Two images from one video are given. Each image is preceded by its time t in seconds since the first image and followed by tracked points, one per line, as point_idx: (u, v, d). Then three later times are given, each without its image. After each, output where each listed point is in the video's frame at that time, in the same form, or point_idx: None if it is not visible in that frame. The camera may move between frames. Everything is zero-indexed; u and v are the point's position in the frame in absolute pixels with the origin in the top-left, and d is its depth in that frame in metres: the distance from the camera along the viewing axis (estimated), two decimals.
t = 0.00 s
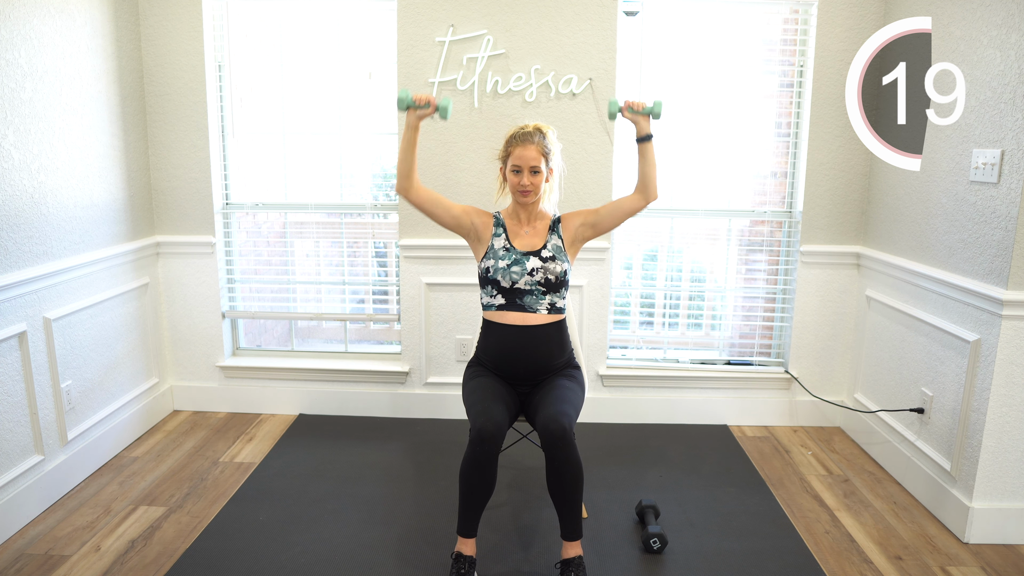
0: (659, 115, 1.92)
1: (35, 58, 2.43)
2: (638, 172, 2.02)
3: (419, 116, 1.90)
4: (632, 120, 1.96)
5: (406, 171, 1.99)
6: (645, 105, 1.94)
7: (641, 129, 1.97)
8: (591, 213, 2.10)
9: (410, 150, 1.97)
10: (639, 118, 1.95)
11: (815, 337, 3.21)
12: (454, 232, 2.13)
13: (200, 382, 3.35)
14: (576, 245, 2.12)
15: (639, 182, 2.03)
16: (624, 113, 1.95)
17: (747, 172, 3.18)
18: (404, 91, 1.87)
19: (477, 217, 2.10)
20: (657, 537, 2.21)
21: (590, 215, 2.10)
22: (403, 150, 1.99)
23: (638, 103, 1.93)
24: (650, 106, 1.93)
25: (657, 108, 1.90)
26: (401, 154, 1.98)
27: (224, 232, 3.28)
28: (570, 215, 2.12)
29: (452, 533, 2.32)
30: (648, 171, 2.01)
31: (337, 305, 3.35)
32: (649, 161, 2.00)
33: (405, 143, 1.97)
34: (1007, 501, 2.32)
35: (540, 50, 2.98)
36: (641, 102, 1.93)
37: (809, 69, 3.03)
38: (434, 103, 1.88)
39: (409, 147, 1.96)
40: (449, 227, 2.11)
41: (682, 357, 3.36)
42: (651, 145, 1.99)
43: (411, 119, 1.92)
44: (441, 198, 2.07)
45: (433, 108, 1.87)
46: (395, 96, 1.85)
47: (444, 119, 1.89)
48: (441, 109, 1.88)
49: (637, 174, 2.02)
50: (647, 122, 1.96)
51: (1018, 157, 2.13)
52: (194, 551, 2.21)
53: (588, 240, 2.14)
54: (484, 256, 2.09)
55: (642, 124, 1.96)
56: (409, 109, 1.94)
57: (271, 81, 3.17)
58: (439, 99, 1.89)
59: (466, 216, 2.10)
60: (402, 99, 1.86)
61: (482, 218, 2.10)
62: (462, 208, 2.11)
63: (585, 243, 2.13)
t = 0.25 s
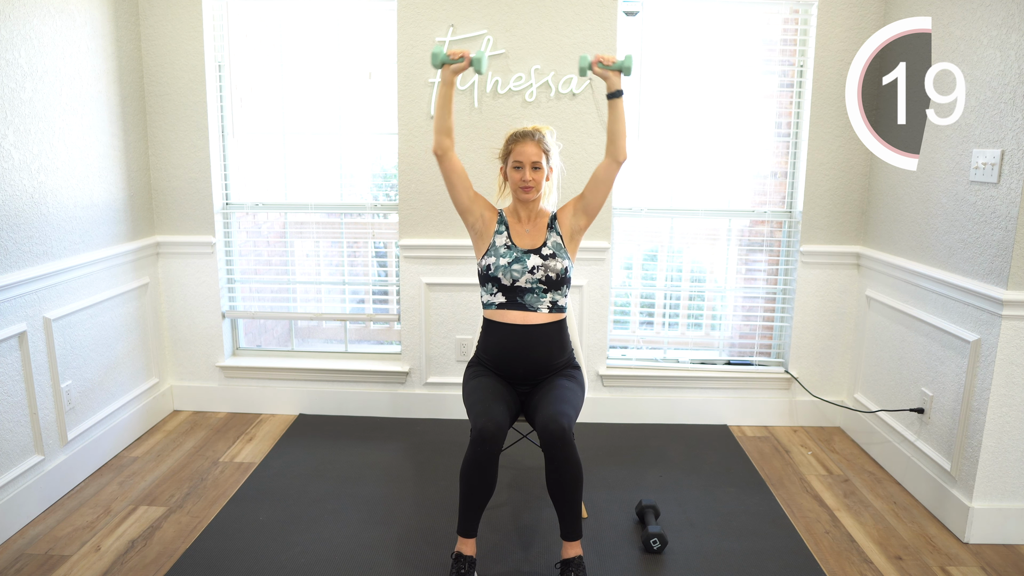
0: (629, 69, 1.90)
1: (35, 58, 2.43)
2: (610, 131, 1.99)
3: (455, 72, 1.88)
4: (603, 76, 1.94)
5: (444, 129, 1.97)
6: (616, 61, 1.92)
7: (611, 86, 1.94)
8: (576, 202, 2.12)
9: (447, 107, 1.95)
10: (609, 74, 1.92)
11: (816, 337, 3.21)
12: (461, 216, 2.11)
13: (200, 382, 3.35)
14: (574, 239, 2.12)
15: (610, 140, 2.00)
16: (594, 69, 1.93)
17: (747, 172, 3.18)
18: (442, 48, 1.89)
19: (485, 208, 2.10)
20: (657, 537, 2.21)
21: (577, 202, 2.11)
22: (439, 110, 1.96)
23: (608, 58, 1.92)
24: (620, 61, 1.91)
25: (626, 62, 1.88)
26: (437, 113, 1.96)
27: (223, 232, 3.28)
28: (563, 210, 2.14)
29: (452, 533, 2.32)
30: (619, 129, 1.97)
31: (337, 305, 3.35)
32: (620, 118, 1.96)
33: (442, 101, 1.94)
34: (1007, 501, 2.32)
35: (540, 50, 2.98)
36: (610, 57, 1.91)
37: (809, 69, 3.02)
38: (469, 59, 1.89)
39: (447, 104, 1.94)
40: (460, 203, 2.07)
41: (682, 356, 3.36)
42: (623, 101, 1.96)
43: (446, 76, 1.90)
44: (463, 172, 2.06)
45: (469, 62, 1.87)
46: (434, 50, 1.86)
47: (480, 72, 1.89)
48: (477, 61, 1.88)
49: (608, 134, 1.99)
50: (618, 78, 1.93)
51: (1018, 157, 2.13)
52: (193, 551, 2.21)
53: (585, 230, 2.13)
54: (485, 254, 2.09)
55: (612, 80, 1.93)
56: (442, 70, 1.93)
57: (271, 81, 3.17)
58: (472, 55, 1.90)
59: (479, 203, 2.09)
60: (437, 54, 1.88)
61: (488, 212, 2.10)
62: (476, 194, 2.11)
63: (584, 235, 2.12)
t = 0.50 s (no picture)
0: (598, 55, 1.93)
1: (35, 58, 2.43)
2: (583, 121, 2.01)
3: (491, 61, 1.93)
4: (573, 65, 1.97)
5: (474, 119, 1.99)
6: (584, 48, 1.96)
7: (582, 73, 1.97)
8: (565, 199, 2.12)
9: (478, 96, 1.97)
10: (580, 61, 1.95)
11: (815, 337, 3.22)
12: (466, 211, 2.10)
13: (200, 382, 3.35)
14: (572, 237, 2.13)
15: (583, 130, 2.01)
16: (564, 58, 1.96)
17: (747, 172, 3.18)
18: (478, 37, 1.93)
19: (490, 208, 2.11)
20: (657, 537, 2.21)
21: (568, 200, 2.12)
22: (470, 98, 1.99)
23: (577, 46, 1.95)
24: (588, 48, 1.94)
25: (595, 49, 1.91)
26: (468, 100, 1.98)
27: (223, 232, 3.28)
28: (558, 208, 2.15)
29: (452, 533, 2.31)
30: (592, 116, 1.99)
31: (337, 305, 3.35)
32: (592, 105, 1.98)
33: (474, 88, 1.97)
34: (1007, 501, 2.32)
35: (540, 50, 2.98)
36: (579, 45, 1.94)
37: (809, 69, 3.03)
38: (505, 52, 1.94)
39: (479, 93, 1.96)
40: (468, 197, 2.07)
41: (682, 356, 3.36)
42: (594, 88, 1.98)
43: (480, 64, 1.95)
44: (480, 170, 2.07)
45: (504, 54, 1.93)
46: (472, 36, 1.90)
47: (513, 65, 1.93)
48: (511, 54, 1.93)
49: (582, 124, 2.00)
50: (589, 65, 1.97)
51: (1018, 157, 2.13)
52: (193, 551, 2.21)
53: (582, 225, 2.13)
54: (484, 253, 2.09)
55: (583, 68, 1.96)
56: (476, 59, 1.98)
57: (271, 81, 3.17)
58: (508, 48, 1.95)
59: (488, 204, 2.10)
60: (472, 43, 1.91)
61: (490, 215, 2.10)
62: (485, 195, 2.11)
63: (582, 229, 2.13)
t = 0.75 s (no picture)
0: (589, 51, 1.99)
1: (35, 58, 2.43)
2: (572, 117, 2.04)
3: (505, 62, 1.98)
4: (564, 61, 2.02)
5: (488, 118, 2.01)
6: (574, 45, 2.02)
7: (573, 70, 2.01)
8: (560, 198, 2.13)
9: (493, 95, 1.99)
10: (571, 58, 2.01)
11: (815, 337, 3.21)
12: (467, 210, 2.09)
13: (200, 382, 3.35)
14: (570, 235, 2.13)
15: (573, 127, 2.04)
16: (555, 55, 2.01)
17: (747, 172, 3.18)
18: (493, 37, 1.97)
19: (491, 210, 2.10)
20: (657, 537, 2.21)
21: (563, 199, 2.12)
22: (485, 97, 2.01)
23: (568, 43, 2.01)
24: (578, 45, 2.01)
25: (585, 44, 1.97)
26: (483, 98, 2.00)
27: (223, 232, 3.28)
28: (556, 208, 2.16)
29: (452, 533, 2.31)
30: (581, 112, 2.02)
31: (337, 305, 3.35)
32: (581, 100, 2.01)
33: (489, 87, 1.99)
34: (1007, 501, 2.32)
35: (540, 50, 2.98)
36: (569, 42, 2.01)
37: (809, 69, 3.03)
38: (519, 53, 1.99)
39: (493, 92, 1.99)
40: (473, 197, 2.07)
41: (682, 356, 3.36)
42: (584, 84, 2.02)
43: (495, 64, 1.99)
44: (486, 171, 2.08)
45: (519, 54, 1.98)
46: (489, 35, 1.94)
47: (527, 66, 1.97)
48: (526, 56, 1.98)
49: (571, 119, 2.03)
50: (579, 62, 2.02)
51: (1018, 157, 2.13)
52: (193, 551, 2.21)
53: (580, 224, 2.13)
54: (483, 253, 2.08)
55: (573, 64, 2.02)
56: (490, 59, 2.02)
57: (271, 81, 3.17)
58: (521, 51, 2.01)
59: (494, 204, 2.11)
60: (488, 43, 1.95)
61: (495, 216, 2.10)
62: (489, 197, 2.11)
63: (580, 227, 2.13)
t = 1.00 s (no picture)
0: (606, 56, 1.94)
1: (35, 58, 2.43)
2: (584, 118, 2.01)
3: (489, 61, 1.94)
4: (579, 63, 1.98)
5: (475, 120, 1.99)
6: (594, 48, 1.97)
7: (588, 72, 1.97)
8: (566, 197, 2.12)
9: (478, 96, 1.97)
10: (587, 60, 1.96)
11: (815, 337, 3.21)
12: (465, 212, 2.10)
13: (200, 382, 3.35)
14: (571, 236, 2.12)
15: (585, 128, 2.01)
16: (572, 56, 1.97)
17: (747, 172, 3.18)
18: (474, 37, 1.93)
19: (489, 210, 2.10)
20: (657, 537, 2.21)
21: (568, 199, 2.12)
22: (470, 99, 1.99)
23: (585, 45, 1.96)
24: (598, 48, 1.96)
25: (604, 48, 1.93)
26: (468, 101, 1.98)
27: (223, 232, 3.28)
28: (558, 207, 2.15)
29: (452, 533, 2.31)
30: (594, 116, 2.00)
31: (337, 305, 3.35)
32: (597, 103, 1.99)
33: (473, 90, 1.97)
34: (1007, 501, 2.32)
35: (540, 50, 2.98)
36: (588, 44, 1.96)
37: (809, 69, 3.03)
38: (503, 48, 1.93)
39: (478, 93, 1.96)
40: (468, 198, 2.07)
41: (682, 357, 3.36)
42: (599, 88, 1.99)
43: (479, 65, 1.96)
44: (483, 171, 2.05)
45: (502, 52, 1.93)
46: (467, 38, 1.90)
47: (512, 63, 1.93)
48: (509, 52, 1.92)
49: (586, 122, 2.01)
50: (596, 65, 1.97)
51: (1018, 157, 2.13)
52: (193, 551, 2.21)
53: (581, 225, 2.13)
54: (484, 253, 2.08)
55: (589, 67, 1.97)
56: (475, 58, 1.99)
57: (271, 81, 3.17)
58: (506, 43, 1.94)
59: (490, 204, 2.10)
60: (470, 44, 1.92)
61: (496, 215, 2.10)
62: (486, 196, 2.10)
63: (581, 229, 2.13)
